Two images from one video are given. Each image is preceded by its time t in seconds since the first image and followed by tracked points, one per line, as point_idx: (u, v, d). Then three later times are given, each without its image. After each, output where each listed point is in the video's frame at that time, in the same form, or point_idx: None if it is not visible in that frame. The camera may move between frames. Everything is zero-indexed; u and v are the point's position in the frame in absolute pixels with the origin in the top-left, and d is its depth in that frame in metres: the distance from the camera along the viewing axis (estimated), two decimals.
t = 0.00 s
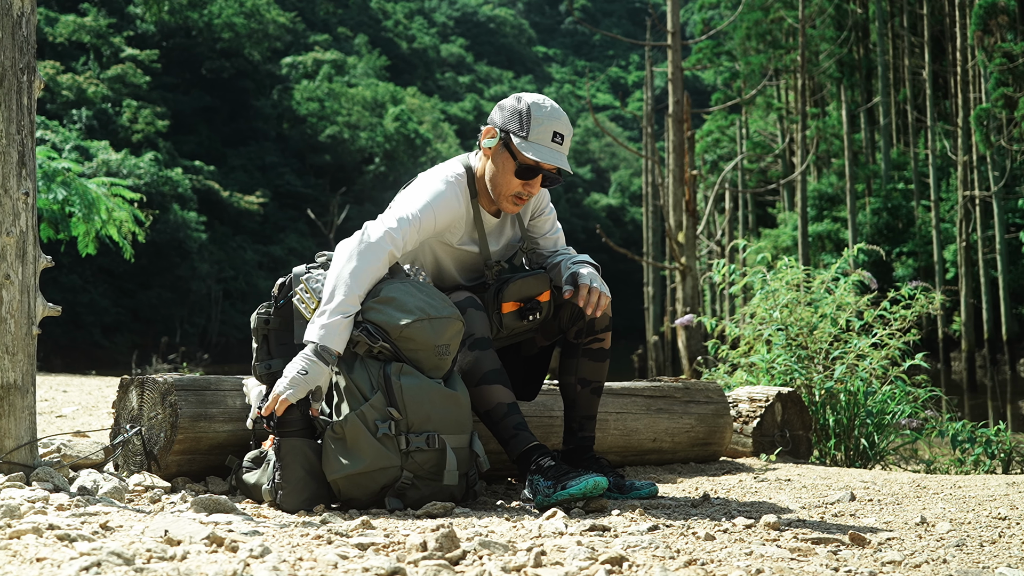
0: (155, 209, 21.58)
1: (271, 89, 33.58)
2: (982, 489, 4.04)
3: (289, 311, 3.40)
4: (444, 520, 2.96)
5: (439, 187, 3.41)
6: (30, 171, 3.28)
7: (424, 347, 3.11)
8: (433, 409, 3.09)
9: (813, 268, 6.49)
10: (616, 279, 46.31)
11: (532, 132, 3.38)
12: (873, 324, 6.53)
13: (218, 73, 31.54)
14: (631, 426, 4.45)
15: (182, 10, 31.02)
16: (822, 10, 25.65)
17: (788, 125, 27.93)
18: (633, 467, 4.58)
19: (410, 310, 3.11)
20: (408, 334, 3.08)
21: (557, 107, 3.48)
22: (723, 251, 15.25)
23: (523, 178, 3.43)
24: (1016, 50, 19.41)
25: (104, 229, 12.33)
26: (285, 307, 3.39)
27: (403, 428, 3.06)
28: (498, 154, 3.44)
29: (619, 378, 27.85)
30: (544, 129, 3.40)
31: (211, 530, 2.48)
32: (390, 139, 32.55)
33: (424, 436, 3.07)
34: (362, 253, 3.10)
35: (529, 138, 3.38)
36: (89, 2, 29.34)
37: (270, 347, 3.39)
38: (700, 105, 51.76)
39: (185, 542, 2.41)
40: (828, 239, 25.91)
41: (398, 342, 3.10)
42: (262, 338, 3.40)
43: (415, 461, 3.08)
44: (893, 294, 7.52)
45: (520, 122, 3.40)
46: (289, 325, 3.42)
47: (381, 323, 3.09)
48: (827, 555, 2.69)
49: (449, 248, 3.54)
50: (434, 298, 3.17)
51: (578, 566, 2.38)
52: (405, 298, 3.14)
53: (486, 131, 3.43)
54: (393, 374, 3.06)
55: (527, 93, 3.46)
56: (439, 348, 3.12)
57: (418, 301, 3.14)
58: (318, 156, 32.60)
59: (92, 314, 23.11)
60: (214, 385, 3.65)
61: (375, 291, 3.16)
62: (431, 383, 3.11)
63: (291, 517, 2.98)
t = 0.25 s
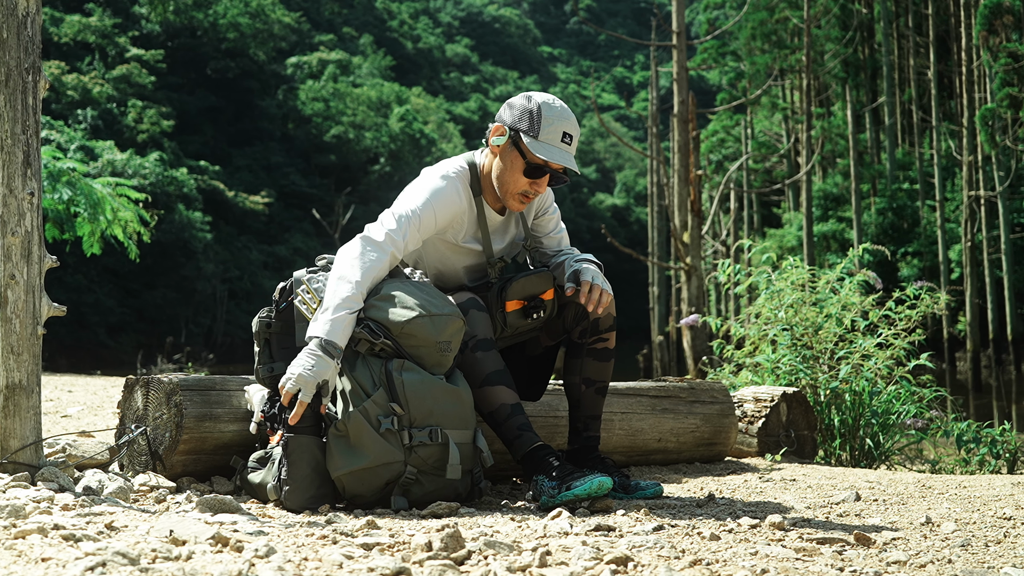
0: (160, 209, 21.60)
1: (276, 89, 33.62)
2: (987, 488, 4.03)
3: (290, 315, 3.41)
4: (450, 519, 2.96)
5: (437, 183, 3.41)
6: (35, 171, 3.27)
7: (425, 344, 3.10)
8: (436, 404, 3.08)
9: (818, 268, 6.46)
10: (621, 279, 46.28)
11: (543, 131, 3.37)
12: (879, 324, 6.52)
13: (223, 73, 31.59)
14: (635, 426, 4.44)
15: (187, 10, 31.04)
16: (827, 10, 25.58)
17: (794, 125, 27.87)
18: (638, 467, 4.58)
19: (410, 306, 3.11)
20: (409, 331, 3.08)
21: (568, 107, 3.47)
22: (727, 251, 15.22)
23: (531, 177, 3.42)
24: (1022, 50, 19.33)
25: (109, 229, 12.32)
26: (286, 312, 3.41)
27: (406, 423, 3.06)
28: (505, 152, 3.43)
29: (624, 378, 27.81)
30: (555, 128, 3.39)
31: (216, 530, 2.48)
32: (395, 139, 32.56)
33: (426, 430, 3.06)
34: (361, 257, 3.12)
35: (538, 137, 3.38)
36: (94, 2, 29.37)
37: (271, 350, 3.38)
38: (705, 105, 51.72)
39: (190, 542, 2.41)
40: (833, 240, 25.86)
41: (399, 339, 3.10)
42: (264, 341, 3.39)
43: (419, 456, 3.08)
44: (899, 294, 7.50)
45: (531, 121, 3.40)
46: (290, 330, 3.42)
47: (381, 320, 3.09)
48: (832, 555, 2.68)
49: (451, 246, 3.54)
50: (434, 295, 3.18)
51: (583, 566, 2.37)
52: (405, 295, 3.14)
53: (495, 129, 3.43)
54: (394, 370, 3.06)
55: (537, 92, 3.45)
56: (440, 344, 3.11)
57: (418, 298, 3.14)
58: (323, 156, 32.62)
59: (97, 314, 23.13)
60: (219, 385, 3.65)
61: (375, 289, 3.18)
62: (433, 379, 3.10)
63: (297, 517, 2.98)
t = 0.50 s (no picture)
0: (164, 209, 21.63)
1: (280, 89, 33.65)
2: (991, 488, 4.02)
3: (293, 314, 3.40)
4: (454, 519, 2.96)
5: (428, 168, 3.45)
6: (40, 171, 3.27)
7: (428, 342, 3.10)
8: (439, 401, 3.06)
9: (822, 268, 6.45)
10: (625, 279, 46.28)
11: (541, 115, 3.42)
12: (883, 324, 6.50)
13: (227, 73, 31.64)
14: (640, 426, 4.44)
15: (191, 10, 31.06)
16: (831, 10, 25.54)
17: (798, 125, 27.83)
18: (641, 467, 4.57)
19: (415, 305, 3.12)
20: (413, 328, 3.08)
21: (565, 95, 3.53)
22: (731, 251, 15.21)
23: (530, 160, 3.46)
24: None
25: (113, 229, 12.32)
26: (290, 308, 3.39)
27: (410, 421, 3.02)
28: (503, 137, 3.48)
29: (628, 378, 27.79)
30: (552, 113, 3.44)
31: (220, 530, 2.48)
32: (399, 139, 32.58)
33: (429, 428, 3.02)
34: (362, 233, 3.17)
35: (536, 120, 3.42)
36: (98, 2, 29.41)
37: (275, 351, 3.36)
38: (709, 105, 51.71)
39: (194, 542, 2.41)
40: (837, 239, 25.82)
41: (403, 336, 3.10)
42: (269, 342, 3.36)
43: (422, 454, 3.06)
44: (903, 293, 7.48)
45: (529, 105, 3.44)
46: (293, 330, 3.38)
47: (386, 317, 3.11)
48: (836, 555, 2.67)
49: (446, 235, 3.57)
50: (438, 295, 3.19)
51: (587, 566, 2.37)
52: (409, 291, 3.17)
53: (493, 114, 3.48)
54: (398, 367, 3.05)
55: (536, 80, 3.51)
56: (444, 343, 3.11)
57: (423, 296, 3.16)
58: (327, 156, 32.65)
59: (101, 314, 23.16)
60: (223, 385, 3.65)
61: (380, 284, 3.20)
62: (435, 377, 3.09)
63: (300, 517, 2.98)
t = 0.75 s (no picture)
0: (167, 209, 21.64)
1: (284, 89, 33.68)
2: (995, 489, 4.01)
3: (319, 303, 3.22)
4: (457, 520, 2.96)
5: (427, 145, 3.55)
6: (43, 171, 3.27)
7: (451, 355, 3.10)
8: (454, 418, 3.07)
9: (825, 268, 6.44)
10: (629, 279, 46.27)
11: (531, 91, 3.52)
12: (886, 324, 6.48)
13: (230, 73, 31.68)
14: (643, 426, 4.43)
15: (195, 10, 31.09)
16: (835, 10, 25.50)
17: (802, 125, 27.80)
18: (645, 467, 4.56)
19: (443, 316, 3.12)
20: (438, 340, 3.08)
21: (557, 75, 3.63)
22: (735, 250, 15.20)
23: (522, 137, 3.55)
24: None
25: (117, 229, 12.32)
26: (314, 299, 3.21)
27: (422, 436, 3.03)
28: (496, 116, 3.58)
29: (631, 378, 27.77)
30: (543, 89, 3.53)
31: (224, 530, 2.48)
32: (402, 139, 32.62)
33: (442, 446, 3.04)
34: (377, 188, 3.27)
35: (527, 96, 3.52)
36: (102, 2, 29.45)
37: (295, 339, 3.19)
38: (713, 105, 51.69)
39: (197, 542, 2.41)
40: (841, 239, 25.78)
41: (426, 346, 3.09)
42: (289, 327, 3.21)
43: (431, 469, 3.06)
44: (906, 294, 7.46)
45: (520, 84, 3.54)
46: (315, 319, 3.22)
47: (412, 324, 3.09)
48: (839, 554, 2.66)
49: (446, 214, 3.64)
50: (468, 305, 3.18)
51: (591, 566, 2.37)
52: (440, 300, 3.15)
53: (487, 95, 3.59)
54: (417, 379, 3.04)
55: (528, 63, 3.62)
56: (466, 357, 3.11)
57: (451, 307, 3.15)
58: (330, 156, 32.68)
59: (105, 313, 23.18)
60: (227, 385, 3.64)
61: (406, 286, 3.18)
62: (454, 393, 3.08)
63: (304, 517, 2.98)
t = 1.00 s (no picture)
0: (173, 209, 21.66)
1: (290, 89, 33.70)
2: (1000, 489, 3.99)
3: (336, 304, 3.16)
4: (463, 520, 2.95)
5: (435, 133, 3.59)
6: (47, 171, 3.27)
7: (462, 360, 3.05)
8: (462, 423, 3.06)
9: (831, 267, 6.43)
10: (634, 279, 46.25)
11: (529, 77, 3.59)
12: (891, 324, 6.46)
13: (236, 73, 31.72)
14: (648, 426, 4.42)
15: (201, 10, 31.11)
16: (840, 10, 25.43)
17: (807, 125, 27.75)
18: (651, 467, 4.55)
19: (457, 320, 3.06)
20: (448, 345, 3.03)
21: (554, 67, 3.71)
22: (741, 251, 15.12)
23: (522, 121, 3.60)
24: None
25: (122, 230, 12.31)
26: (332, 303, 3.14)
27: (430, 442, 3.03)
28: (497, 106, 3.65)
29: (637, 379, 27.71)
30: (541, 75, 3.61)
31: (230, 530, 2.47)
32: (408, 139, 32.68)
33: (449, 452, 3.04)
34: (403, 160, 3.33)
35: (526, 80, 3.59)
36: (107, 2, 29.49)
37: (309, 336, 3.14)
38: (718, 106, 51.68)
39: (203, 542, 2.41)
40: (846, 239, 25.74)
41: (438, 351, 3.05)
42: (302, 326, 3.14)
43: (438, 475, 3.06)
44: (911, 294, 7.44)
45: (518, 73, 3.62)
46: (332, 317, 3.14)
47: (425, 328, 3.05)
48: (845, 555, 2.65)
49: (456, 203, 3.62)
50: (482, 309, 3.13)
51: (597, 566, 2.36)
52: (454, 305, 3.09)
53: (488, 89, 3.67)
54: (426, 385, 3.02)
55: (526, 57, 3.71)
56: (477, 363, 3.07)
57: (465, 310, 3.09)
58: (336, 156, 32.69)
59: (110, 314, 23.20)
60: (232, 384, 3.64)
61: (418, 289, 3.12)
62: (462, 398, 3.06)
63: (310, 517, 2.97)
